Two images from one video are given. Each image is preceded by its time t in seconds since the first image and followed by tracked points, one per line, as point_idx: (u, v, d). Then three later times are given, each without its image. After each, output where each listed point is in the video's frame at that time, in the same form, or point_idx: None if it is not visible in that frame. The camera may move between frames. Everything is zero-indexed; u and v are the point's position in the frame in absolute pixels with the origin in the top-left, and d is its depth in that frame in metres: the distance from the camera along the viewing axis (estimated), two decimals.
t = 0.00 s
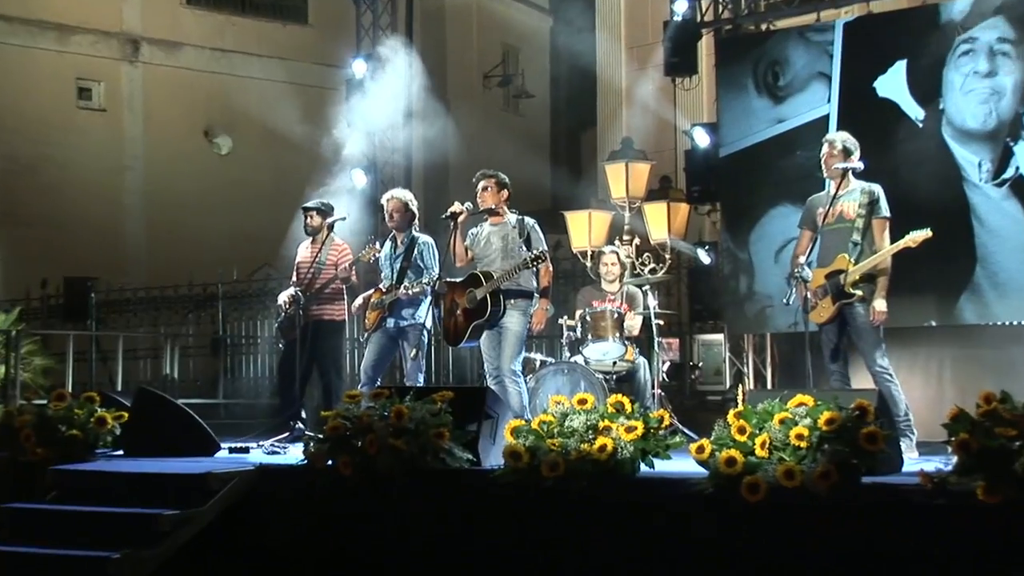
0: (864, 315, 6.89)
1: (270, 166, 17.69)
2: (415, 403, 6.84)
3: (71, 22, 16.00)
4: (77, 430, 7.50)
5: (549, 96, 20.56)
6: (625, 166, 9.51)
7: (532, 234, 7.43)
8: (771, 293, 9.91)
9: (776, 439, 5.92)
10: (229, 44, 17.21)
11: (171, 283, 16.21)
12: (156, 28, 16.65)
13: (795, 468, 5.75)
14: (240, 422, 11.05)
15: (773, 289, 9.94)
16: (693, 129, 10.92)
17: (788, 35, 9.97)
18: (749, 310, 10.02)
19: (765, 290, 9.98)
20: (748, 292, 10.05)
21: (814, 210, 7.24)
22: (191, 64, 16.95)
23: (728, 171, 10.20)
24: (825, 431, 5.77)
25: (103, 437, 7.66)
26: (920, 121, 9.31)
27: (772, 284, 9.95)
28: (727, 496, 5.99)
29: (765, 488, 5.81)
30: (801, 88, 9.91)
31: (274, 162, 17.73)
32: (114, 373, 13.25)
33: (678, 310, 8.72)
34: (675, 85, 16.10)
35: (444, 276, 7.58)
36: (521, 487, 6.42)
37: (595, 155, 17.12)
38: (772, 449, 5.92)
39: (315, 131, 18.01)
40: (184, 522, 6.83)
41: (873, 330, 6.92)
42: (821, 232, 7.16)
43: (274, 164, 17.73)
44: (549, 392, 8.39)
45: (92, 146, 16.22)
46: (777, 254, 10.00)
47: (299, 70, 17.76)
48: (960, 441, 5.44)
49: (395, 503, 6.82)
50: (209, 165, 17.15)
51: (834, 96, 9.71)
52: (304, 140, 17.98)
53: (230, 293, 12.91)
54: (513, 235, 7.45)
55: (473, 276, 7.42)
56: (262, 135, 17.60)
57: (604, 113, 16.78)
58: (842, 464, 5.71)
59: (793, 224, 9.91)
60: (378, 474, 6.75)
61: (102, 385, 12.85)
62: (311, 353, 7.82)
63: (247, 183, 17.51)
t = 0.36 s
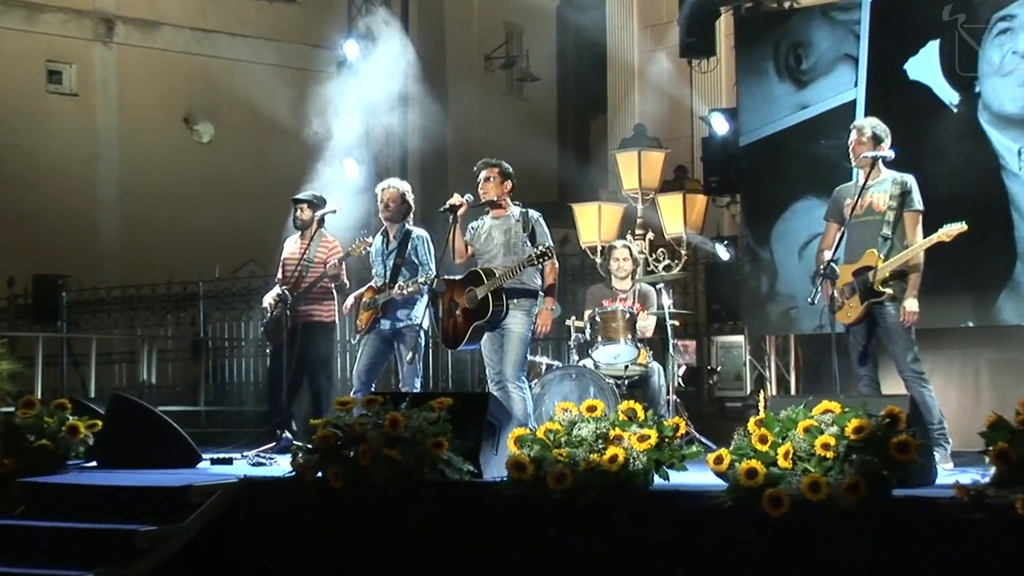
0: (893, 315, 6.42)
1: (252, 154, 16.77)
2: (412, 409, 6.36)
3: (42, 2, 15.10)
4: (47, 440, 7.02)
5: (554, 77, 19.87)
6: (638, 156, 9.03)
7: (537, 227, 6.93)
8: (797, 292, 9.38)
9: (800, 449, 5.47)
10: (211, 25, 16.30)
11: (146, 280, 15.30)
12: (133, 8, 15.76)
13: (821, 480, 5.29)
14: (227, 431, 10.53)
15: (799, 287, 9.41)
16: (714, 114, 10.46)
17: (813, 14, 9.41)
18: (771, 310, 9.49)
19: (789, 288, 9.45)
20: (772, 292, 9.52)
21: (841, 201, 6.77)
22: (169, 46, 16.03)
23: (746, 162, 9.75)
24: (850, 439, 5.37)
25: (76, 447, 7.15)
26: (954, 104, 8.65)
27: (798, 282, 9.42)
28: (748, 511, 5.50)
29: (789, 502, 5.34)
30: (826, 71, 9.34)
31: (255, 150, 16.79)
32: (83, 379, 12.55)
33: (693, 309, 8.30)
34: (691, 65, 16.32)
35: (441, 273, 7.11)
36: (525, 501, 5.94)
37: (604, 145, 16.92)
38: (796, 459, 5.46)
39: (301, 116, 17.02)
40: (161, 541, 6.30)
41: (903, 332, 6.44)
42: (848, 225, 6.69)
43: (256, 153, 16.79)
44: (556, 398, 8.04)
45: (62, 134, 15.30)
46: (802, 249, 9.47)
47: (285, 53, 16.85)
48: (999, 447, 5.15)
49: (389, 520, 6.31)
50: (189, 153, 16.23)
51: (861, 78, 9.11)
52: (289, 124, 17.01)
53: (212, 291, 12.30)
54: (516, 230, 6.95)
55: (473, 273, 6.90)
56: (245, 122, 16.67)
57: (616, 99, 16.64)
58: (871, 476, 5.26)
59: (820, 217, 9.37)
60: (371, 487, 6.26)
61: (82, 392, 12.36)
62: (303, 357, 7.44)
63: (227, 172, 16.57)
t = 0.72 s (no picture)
0: (926, 317, 5.96)
1: (228, 142, 14.69)
2: (405, 417, 5.89)
3: None
4: (10, 450, 6.50)
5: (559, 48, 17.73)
6: (649, 143, 8.58)
7: (539, 221, 6.49)
8: (819, 289, 8.28)
9: (823, 459, 5.01)
10: None
11: (134, 284, 13.64)
12: None
13: (846, 492, 4.84)
14: (210, 439, 10.03)
15: (820, 283, 8.30)
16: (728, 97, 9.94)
17: None
18: (790, 308, 8.42)
19: (810, 284, 8.34)
20: (791, 287, 8.44)
21: (869, 192, 6.29)
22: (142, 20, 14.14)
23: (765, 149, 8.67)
24: (878, 449, 4.93)
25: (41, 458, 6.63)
26: (991, 86, 7.47)
27: (819, 277, 8.30)
28: (766, 528, 5.02)
29: (813, 517, 4.87)
30: (850, 53, 8.20)
31: (231, 139, 14.71)
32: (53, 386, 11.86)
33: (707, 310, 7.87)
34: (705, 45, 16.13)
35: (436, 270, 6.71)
36: (526, 516, 5.46)
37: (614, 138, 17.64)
38: (819, 471, 5.01)
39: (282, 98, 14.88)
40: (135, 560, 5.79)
41: (937, 334, 5.98)
42: (876, 220, 6.22)
43: (232, 140, 14.73)
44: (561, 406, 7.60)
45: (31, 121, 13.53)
46: (826, 241, 8.33)
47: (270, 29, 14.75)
48: None
49: (379, 539, 5.81)
50: (168, 144, 14.36)
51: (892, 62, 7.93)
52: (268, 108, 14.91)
53: (191, 290, 11.78)
54: (517, 224, 6.50)
55: (470, 271, 6.48)
56: (221, 106, 14.64)
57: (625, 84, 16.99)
58: (903, 490, 4.81)
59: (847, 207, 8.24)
60: (361, 501, 5.77)
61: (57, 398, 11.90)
62: (285, 360, 7.18)
63: (206, 162, 14.59)
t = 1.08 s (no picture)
0: (964, 320, 5.51)
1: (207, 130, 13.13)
2: (399, 427, 5.42)
3: None
4: None
5: (568, 27, 16.55)
6: (664, 129, 8.31)
7: (543, 213, 6.06)
8: (849, 290, 7.73)
9: (852, 472, 4.55)
10: None
11: (105, 285, 12.23)
12: None
13: (878, 509, 4.39)
14: (192, 452, 9.50)
15: (851, 283, 7.74)
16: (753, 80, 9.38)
17: None
18: (819, 310, 7.85)
19: (840, 284, 7.79)
20: (820, 287, 7.88)
21: (903, 184, 5.83)
22: None
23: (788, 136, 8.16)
24: (911, 461, 4.49)
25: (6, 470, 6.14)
26: None
27: (850, 276, 7.75)
28: (791, 550, 4.56)
29: (840, 534, 4.42)
30: (879, 35, 7.67)
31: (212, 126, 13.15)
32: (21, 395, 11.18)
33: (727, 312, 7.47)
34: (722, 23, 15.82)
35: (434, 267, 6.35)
36: (529, 534, 5.00)
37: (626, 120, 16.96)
38: (849, 485, 4.55)
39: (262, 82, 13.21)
40: None
41: (976, 338, 5.53)
42: (911, 214, 5.76)
43: (211, 127, 13.14)
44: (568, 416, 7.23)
45: None
46: (854, 239, 7.79)
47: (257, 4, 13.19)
48: None
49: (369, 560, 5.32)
50: (141, 132, 12.84)
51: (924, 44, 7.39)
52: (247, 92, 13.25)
53: (167, 291, 11.21)
54: (520, 218, 6.09)
55: (468, 267, 6.11)
56: (199, 90, 13.06)
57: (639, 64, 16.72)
58: (939, 505, 4.37)
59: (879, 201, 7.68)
60: (352, 518, 5.31)
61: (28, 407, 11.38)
62: (270, 366, 6.84)
63: (183, 152, 13.04)
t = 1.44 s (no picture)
0: (1006, 325, 5.24)
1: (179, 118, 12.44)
2: (391, 440, 4.96)
3: None
4: None
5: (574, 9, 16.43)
6: (679, 116, 8.13)
7: (547, 208, 5.79)
8: (881, 291, 7.22)
9: (884, 488, 4.09)
10: None
11: (69, 285, 11.72)
12: None
13: (911, 528, 3.93)
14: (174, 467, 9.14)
15: (884, 284, 7.24)
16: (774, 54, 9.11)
17: None
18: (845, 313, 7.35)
19: (871, 286, 7.26)
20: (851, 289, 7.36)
21: (941, 176, 5.56)
22: None
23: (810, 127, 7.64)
24: (948, 476, 4.03)
25: None
26: None
27: (882, 277, 7.24)
28: None
29: (871, 556, 3.95)
30: (911, 13, 7.07)
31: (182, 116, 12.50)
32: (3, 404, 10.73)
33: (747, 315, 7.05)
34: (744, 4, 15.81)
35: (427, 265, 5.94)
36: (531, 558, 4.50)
37: (637, 97, 16.65)
38: (880, 504, 4.08)
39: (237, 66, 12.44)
40: None
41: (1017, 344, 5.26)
42: (948, 208, 5.47)
43: (183, 116, 12.45)
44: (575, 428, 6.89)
45: None
46: (887, 236, 7.27)
47: None
48: None
49: None
50: (108, 118, 12.19)
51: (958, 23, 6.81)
52: (221, 78, 12.55)
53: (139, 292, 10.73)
54: (522, 213, 5.78)
55: (465, 265, 5.78)
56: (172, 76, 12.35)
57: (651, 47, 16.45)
58: (978, 526, 3.89)
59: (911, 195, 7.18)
60: (340, 539, 4.78)
61: None
62: (250, 378, 6.50)
63: (156, 141, 12.38)
